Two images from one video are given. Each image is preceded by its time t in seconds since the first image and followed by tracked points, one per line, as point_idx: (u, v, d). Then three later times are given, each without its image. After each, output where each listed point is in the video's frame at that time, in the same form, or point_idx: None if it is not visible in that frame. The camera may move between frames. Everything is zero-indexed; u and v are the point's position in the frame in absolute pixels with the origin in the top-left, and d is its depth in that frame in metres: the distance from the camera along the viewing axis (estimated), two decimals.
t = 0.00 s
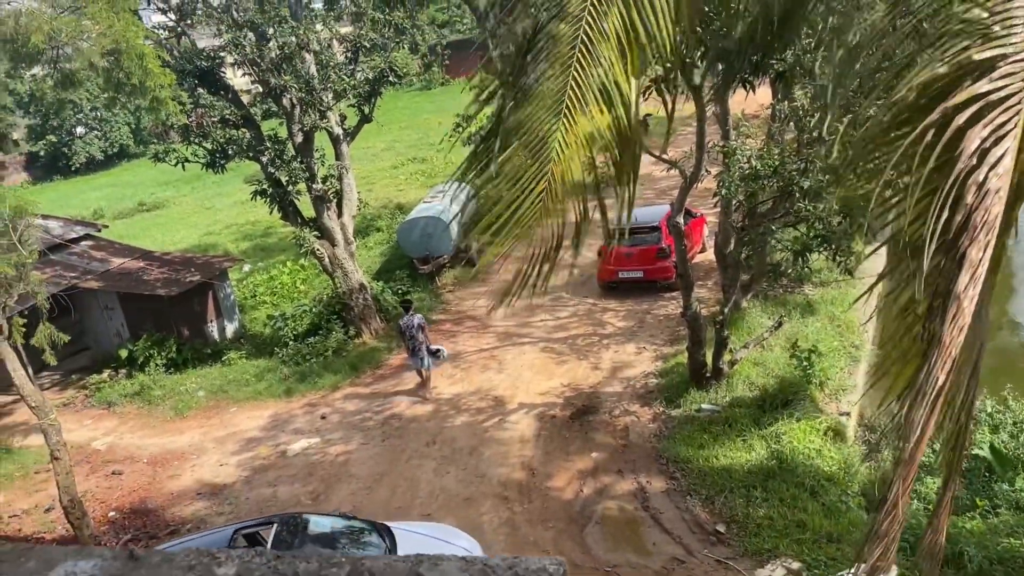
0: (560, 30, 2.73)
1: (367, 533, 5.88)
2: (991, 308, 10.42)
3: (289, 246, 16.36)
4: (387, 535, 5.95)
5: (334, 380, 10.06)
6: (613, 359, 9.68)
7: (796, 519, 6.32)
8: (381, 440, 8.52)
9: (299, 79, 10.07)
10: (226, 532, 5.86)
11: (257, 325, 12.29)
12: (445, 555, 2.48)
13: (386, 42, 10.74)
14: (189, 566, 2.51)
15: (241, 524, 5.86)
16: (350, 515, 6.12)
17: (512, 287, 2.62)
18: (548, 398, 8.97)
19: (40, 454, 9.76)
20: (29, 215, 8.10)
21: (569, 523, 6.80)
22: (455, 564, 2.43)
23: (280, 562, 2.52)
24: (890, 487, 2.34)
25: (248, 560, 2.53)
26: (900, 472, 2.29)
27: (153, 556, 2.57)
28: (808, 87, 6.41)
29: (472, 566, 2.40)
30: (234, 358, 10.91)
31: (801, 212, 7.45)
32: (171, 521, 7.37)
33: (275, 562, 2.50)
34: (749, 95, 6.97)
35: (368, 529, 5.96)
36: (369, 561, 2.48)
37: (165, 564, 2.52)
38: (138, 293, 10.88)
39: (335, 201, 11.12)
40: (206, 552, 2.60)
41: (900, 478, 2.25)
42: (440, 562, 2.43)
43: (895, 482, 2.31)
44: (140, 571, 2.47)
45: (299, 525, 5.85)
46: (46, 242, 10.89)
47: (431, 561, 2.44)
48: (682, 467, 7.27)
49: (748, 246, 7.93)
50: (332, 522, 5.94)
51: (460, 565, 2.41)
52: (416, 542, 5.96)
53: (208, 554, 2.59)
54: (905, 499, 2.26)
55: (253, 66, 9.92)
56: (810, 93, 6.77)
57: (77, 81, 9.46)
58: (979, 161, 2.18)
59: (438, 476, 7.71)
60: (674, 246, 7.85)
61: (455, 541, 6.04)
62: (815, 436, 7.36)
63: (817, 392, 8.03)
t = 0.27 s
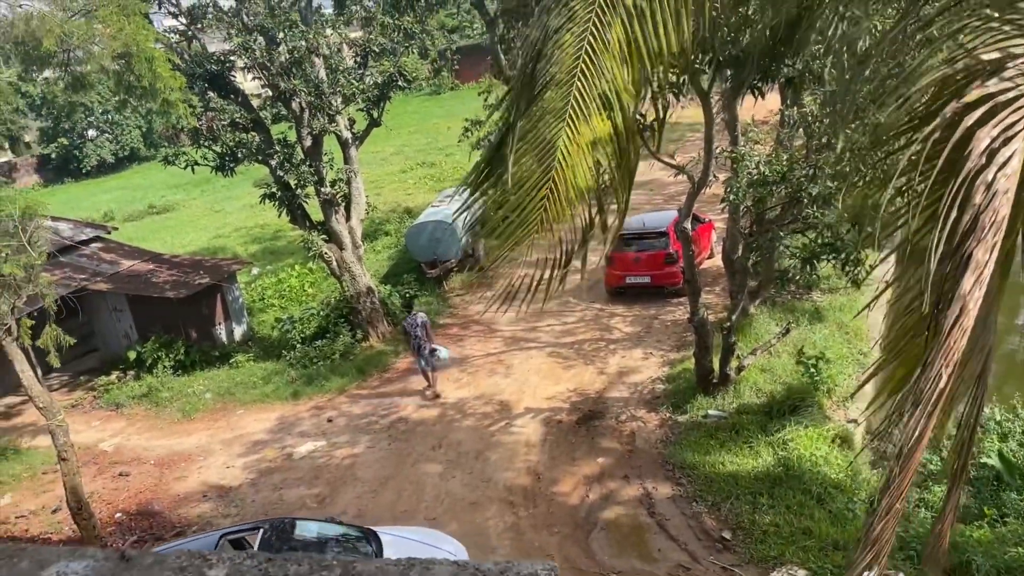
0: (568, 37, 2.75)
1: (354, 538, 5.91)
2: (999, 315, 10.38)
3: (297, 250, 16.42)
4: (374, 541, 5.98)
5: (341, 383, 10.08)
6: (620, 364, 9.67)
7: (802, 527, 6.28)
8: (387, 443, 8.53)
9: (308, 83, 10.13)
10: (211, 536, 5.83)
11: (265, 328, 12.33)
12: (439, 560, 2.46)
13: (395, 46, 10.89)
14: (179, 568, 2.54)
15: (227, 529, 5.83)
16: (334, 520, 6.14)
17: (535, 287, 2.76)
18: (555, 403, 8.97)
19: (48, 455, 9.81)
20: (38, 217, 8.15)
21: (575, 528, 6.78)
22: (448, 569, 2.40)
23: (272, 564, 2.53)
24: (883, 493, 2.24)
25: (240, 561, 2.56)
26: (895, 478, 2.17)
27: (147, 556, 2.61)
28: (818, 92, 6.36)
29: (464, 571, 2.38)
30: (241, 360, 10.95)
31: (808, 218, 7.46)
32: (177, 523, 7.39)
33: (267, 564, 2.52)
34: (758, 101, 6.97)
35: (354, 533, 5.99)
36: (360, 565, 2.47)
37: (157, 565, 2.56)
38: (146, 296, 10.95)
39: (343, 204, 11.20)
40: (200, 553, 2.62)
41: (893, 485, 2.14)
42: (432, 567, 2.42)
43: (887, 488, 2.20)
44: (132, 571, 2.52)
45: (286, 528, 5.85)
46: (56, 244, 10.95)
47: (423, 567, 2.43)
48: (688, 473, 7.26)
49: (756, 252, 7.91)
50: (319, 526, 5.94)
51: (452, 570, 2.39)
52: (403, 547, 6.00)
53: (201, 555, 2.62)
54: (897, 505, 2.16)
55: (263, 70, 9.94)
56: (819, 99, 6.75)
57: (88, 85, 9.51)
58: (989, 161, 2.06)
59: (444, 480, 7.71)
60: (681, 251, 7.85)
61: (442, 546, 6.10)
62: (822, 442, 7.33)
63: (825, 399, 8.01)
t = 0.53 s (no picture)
0: (569, 45, 2.78)
1: (338, 542, 5.93)
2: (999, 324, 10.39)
3: (299, 252, 16.46)
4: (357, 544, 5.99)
5: (341, 385, 10.09)
6: (619, 369, 9.69)
7: (800, 533, 6.27)
8: (386, 446, 8.54)
9: (311, 86, 10.15)
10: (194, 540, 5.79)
11: (265, 329, 12.34)
12: (437, 562, 2.45)
13: (399, 49, 10.87)
14: (179, 568, 2.54)
15: (210, 533, 5.80)
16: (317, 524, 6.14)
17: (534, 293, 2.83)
18: (554, 407, 8.98)
19: (48, 455, 9.82)
20: (40, 216, 8.16)
21: (573, 532, 6.78)
22: (446, 572, 2.40)
23: (270, 565, 2.54)
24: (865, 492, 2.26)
25: (239, 562, 2.56)
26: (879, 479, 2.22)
27: (146, 556, 2.62)
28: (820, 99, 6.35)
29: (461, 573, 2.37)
30: (241, 361, 10.96)
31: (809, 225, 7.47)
32: (175, 523, 7.39)
33: (265, 565, 2.52)
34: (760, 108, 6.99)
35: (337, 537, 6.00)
36: (358, 566, 2.47)
37: (157, 564, 2.55)
38: (147, 296, 10.97)
39: (345, 206, 11.20)
40: (199, 553, 2.62)
41: (876, 489, 2.18)
42: (430, 569, 2.42)
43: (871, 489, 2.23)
44: (131, 571, 2.52)
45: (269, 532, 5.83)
46: (58, 244, 10.97)
47: (421, 568, 2.43)
48: (687, 478, 7.25)
49: (756, 258, 7.90)
50: (302, 530, 5.94)
51: (449, 572, 2.38)
52: (388, 550, 6.02)
53: (200, 555, 2.62)
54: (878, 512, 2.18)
55: (266, 72, 9.97)
56: (820, 106, 6.75)
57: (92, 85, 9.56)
58: (977, 167, 2.18)
59: (443, 483, 7.72)
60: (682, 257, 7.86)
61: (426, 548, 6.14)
62: (820, 449, 7.33)
63: (825, 406, 7.99)
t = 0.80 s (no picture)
0: (567, 48, 2.80)
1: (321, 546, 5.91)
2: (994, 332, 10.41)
3: (296, 253, 16.46)
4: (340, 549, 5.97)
5: (336, 387, 10.08)
6: (615, 373, 9.69)
7: (794, 540, 6.25)
8: (381, 448, 8.53)
9: (310, 88, 10.15)
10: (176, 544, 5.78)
11: (261, 331, 12.33)
12: (433, 565, 2.44)
13: (398, 52, 10.89)
14: (176, 568, 2.54)
15: (192, 537, 5.79)
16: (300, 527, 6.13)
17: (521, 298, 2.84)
18: (549, 411, 8.98)
19: (42, 454, 9.79)
20: (36, 215, 8.13)
21: (567, 537, 6.77)
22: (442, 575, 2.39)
23: (266, 566, 2.55)
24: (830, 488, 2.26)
25: (236, 562, 2.57)
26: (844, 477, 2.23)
27: (142, 556, 2.62)
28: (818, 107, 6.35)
29: None
30: (237, 362, 10.94)
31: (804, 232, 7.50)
32: (168, 524, 7.38)
33: (261, 566, 2.53)
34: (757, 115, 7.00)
35: (320, 541, 5.98)
36: (354, 568, 2.47)
37: (153, 565, 2.56)
38: (143, 296, 10.97)
39: (343, 208, 11.19)
40: (196, 554, 2.64)
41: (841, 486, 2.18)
42: (426, 571, 2.41)
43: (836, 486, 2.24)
44: (128, 571, 2.53)
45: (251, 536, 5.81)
46: (55, 243, 10.96)
47: (417, 570, 2.42)
48: (682, 484, 7.24)
49: (753, 264, 7.90)
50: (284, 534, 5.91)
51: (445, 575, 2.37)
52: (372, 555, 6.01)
53: (197, 555, 2.63)
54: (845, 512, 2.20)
55: (266, 73, 9.98)
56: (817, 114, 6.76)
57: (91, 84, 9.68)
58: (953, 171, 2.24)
59: (437, 486, 7.70)
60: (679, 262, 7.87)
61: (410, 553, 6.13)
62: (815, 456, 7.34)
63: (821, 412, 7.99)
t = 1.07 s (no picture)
0: (564, 49, 2.82)
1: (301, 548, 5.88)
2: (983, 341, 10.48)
3: (287, 253, 16.40)
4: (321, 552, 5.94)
5: (326, 388, 10.03)
6: (606, 377, 9.69)
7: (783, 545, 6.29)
8: (371, 449, 8.50)
9: (304, 87, 10.11)
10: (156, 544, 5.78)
11: (251, 330, 12.27)
12: (429, 564, 2.43)
13: (393, 53, 10.87)
14: (168, 563, 2.52)
15: (172, 537, 5.79)
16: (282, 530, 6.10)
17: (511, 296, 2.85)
18: (540, 414, 8.98)
19: (28, 451, 9.71)
20: (26, 210, 8.09)
21: (556, 541, 6.76)
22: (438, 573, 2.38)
23: (260, 562, 2.52)
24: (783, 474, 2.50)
25: (228, 559, 2.55)
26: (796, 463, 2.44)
27: (134, 551, 2.58)
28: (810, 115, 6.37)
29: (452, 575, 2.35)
30: (227, 362, 10.88)
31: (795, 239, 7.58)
32: (155, 524, 7.32)
33: (255, 563, 2.50)
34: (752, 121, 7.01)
35: (301, 544, 5.95)
36: (349, 566, 2.45)
37: (145, 560, 2.53)
38: (133, 293, 10.88)
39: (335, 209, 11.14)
40: (187, 549, 2.61)
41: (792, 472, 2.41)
42: (422, 569, 2.40)
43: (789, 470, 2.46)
44: (118, 566, 2.49)
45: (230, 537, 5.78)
46: (44, 239, 10.88)
47: (412, 569, 2.41)
48: (672, 488, 7.24)
49: (745, 269, 7.92)
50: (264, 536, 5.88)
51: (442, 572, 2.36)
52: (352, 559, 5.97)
53: (189, 551, 2.60)
54: (793, 483, 2.39)
55: (259, 72, 9.92)
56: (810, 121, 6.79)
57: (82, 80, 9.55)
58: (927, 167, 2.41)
59: (426, 488, 7.68)
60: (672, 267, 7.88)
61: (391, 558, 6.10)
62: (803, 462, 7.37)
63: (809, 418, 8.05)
